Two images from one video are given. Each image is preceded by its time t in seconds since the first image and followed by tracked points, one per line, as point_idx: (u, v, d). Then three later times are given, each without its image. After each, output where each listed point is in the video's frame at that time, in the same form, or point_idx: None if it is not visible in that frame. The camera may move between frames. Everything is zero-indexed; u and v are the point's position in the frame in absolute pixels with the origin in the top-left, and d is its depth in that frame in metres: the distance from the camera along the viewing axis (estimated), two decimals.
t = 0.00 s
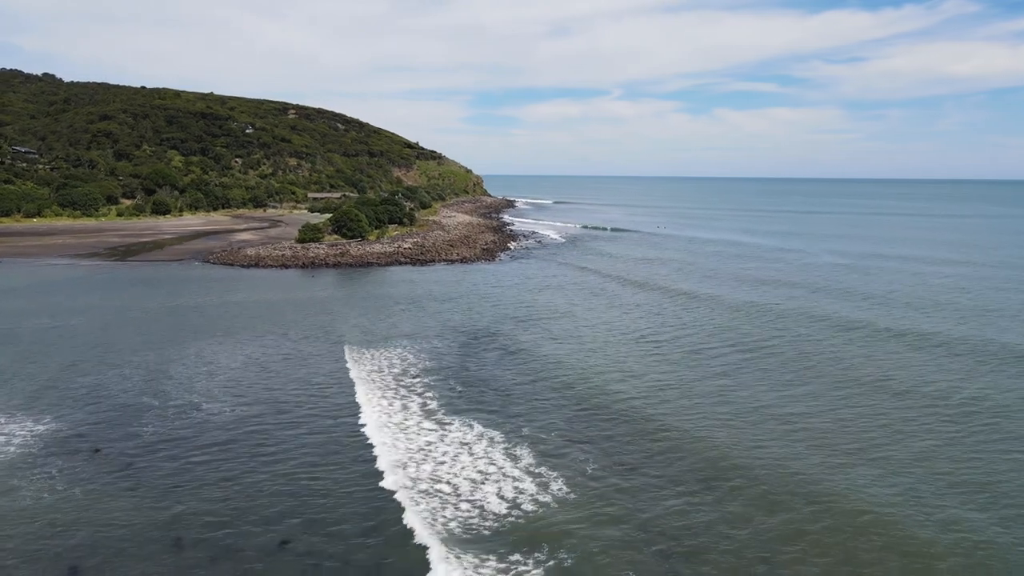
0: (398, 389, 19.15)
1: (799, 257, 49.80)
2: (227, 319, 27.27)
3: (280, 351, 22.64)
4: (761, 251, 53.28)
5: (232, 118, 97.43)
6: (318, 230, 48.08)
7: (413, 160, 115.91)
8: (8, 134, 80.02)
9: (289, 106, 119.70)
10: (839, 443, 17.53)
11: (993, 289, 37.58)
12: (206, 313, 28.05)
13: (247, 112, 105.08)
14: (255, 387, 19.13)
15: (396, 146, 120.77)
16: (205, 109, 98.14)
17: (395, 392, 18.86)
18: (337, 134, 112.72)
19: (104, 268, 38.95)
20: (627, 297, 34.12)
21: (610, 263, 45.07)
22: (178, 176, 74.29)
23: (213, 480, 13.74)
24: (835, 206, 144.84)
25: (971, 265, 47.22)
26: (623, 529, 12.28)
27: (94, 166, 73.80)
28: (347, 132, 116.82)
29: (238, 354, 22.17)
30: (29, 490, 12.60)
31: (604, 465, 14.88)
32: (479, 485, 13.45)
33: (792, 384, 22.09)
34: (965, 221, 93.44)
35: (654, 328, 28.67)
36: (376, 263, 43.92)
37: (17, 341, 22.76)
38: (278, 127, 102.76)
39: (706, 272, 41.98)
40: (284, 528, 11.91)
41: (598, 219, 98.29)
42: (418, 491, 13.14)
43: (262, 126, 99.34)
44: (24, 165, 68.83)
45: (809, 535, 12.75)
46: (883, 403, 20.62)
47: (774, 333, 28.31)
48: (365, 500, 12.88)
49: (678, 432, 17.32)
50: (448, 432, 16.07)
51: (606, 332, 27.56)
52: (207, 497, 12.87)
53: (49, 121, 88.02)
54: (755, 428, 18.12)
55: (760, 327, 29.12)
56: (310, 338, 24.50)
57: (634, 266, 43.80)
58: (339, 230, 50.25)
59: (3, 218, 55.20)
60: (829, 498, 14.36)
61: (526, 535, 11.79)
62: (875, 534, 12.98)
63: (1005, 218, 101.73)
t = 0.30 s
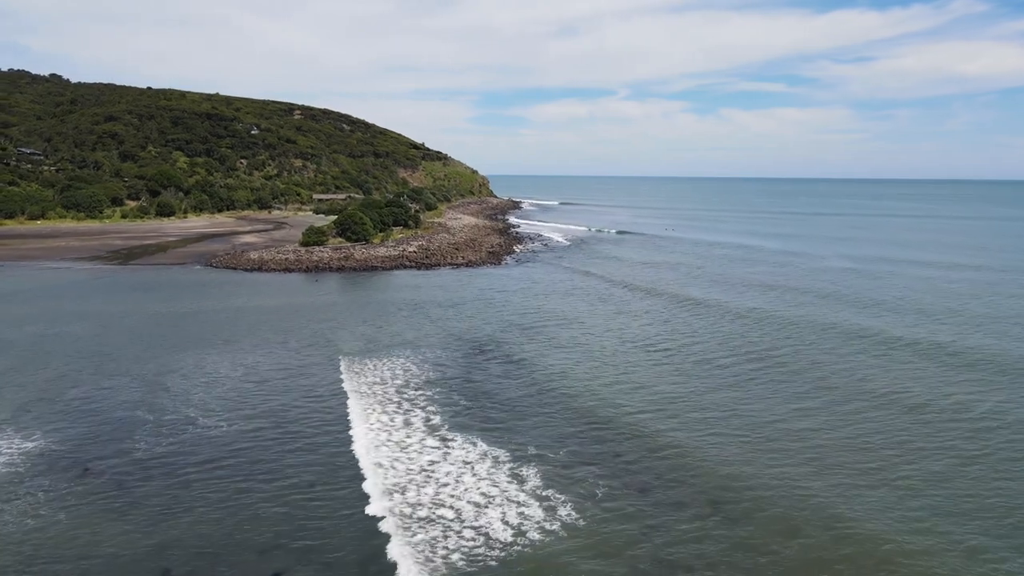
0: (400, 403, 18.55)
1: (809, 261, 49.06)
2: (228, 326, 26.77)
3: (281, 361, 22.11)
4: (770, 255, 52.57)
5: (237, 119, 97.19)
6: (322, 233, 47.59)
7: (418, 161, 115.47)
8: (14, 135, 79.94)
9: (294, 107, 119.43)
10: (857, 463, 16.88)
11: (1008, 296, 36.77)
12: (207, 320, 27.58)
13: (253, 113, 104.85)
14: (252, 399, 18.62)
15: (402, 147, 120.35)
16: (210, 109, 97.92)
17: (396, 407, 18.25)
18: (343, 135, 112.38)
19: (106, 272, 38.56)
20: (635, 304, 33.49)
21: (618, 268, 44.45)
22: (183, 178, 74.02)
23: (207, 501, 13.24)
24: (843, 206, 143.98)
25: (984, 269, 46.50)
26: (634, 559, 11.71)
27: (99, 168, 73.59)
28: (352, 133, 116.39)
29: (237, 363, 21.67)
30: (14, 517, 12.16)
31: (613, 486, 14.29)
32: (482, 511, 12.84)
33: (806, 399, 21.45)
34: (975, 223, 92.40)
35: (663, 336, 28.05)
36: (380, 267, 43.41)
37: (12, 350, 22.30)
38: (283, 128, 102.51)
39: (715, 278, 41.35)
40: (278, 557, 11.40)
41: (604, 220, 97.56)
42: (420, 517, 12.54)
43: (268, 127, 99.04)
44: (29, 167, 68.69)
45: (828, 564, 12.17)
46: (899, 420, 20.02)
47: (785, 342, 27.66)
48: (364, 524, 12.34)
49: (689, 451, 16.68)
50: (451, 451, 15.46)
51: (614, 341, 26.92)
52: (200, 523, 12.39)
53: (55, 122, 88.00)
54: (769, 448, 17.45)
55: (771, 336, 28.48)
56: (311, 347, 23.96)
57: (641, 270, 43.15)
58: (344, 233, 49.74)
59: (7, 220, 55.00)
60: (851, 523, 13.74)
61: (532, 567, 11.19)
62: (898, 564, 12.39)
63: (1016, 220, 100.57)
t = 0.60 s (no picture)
0: (401, 418, 17.97)
1: (820, 266, 48.25)
2: (228, 333, 26.27)
3: (282, 372, 21.58)
4: (780, 259, 51.75)
5: (243, 120, 96.99)
6: (326, 236, 47.10)
7: (424, 162, 114.99)
8: (20, 136, 79.91)
9: (300, 108, 119.19)
10: (878, 485, 16.21)
11: None
12: (208, 328, 27.09)
13: (259, 114, 104.61)
14: (250, 412, 18.08)
15: (408, 148, 119.92)
16: (216, 110, 97.73)
17: (399, 422, 17.66)
18: (349, 136, 112.07)
19: (108, 276, 38.21)
20: (644, 311, 32.87)
21: (625, 272, 43.82)
22: (188, 179, 73.80)
23: (200, 524, 12.71)
24: (851, 209, 142.94)
25: (998, 274, 45.70)
26: None
27: (105, 169, 73.39)
28: (358, 134, 116.04)
29: (236, 374, 21.15)
30: None
31: (624, 509, 13.69)
32: (487, 539, 12.23)
33: (822, 414, 20.78)
34: (988, 225, 91.10)
35: (672, 346, 27.41)
36: (385, 271, 42.88)
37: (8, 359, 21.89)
38: (289, 129, 102.28)
39: (724, 284, 40.67)
40: None
41: (611, 222, 96.77)
42: (422, 545, 11.96)
43: (273, 128, 98.73)
44: (34, 168, 68.54)
45: None
46: (919, 437, 19.35)
47: (798, 353, 26.96)
48: (362, 551, 11.78)
49: (702, 471, 16.05)
50: (454, 471, 14.86)
51: (623, 352, 26.30)
52: (193, 548, 11.90)
53: (62, 123, 88.00)
54: (785, 469, 16.80)
55: (783, 346, 27.78)
56: (312, 356, 23.43)
57: (649, 276, 42.47)
58: (348, 236, 49.23)
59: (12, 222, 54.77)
60: (875, 551, 13.11)
61: None
62: None
63: None
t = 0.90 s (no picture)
0: (403, 433, 17.42)
1: (831, 271, 47.48)
2: (229, 341, 25.82)
3: (282, 382, 21.11)
4: (789, 263, 51.01)
5: (249, 121, 96.76)
6: (330, 240, 46.66)
7: (430, 163, 114.55)
8: (26, 137, 79.87)
9: (306, 109, 119.01)
10: (898, 508, 15.58)
11: None
12: (208, 335, 26.66)
13: (265, 115, 104.41)
14: (248, 427, 17.54)
15: (414, 149, 119.52)
16: (222, 111, 97.54)
17: (400, 438, 17.11)
18: (355, 137, 111.78)
19: (110, 281, 37.85)
20: (652, 319, 32.27)
21: (633, 277, 43.21)
22: (193, 181, 73.58)
23: (193, 549, 12.23)
24: (858, 210, 142.10)
25: (1013, 279, 44.90)
26: None
27: (110, 171, 73.18)
28: (363, 134, 115.65)
29: (235, 385, 20.67)
30: None
31: (634, 535, 13.14)
32: (491, 570, 11.65)
33: (838, 433, 20.11)
34: (1000, 228, 89.91)
35: (682, 358, 26.77)
36: (389, 275, 42.37)
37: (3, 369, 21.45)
38: (295, 130, 102.02)
39: (733, 290, 39.98)
40: None
41: (618, 224, 96.04)
42: None
43: (278, 129, 98.40)
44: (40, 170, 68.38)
45: None
46: (938, 454, 18.74)
47: (811, 364, 26.27)
48: None
49: (716, 496, 15.42)
50: (456, 493, 14.28)
51: (631, 364, 25.68)
52: None
53: (68, 124, 87.96)
54: (803, 492, 16.15)
55: (795, 358, 27.09)
56: (314, 366, 22.94)
57: (657, 281, 41.87)
58: (352, 240, 48.74)
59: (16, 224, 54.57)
60: None
61: None
62: None
63: None
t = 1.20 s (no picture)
0: (405, 451, 16.83)
1: (842, 276, 46.71)
2: (230, 349, 25.32)
3: (282, 394, 20.57)
4: (799, 268, 50.25)
5: (255, 122, 96.46)
6: (335, 243, 46.16)
7: (436, 164, 114.07)
8: (32, 138, 79.76)
9: (312, 110, 118.76)
10: (918, 534, 15.02)
11: None
12: (209, 343, 26.17)
13: (270, 116, 104.15)
14: (245, 443, 17.00)
15: (419, 150, 119.05)
16: (227, 112, 97.28)
17: (402, 455, 16.53)
18: (360, 137, 111.43)
19: (112, 285, 37.46)
20: (661, 327, 31.64)
21: (641, 282, 42.56)
22: (198, 182, 73.32)
23: None
24: (867, 211, 140.83)
25: None
26: None
27: (116, 172, 73.01)
28: (369, 135, 115.34)
29: (233, 397, 20.14)
30: None
31: (645, 564, 12.57)
32: None
33: (855, 452, 19.46)
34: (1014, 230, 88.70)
35: (692, 370, 26.13)
36: (394, 280, 41.84)
37: None
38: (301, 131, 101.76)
39: (742, 296, 39.31)
40: None
41: (624, 225, 95.23)
42: None
43: (284, 130, 98.10)
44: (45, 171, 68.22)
45: None
46: (958, 475, 18.12)
47: (825, 377, 25.60)
48: None
49: (732, 521, 14.80)
50: (459, 518, 13.68)
51: (640, 376, 25.05)
52: None
53: (74, 125, 87.89)
54: (821, 518, 15.51)
55: (808, 369, 26.41)
56: (315, 377, 22.39)
57: (666, 287, 41.22)
58: (357, 243, 48.23)
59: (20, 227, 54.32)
60: None
61: None
62: None
63: None
